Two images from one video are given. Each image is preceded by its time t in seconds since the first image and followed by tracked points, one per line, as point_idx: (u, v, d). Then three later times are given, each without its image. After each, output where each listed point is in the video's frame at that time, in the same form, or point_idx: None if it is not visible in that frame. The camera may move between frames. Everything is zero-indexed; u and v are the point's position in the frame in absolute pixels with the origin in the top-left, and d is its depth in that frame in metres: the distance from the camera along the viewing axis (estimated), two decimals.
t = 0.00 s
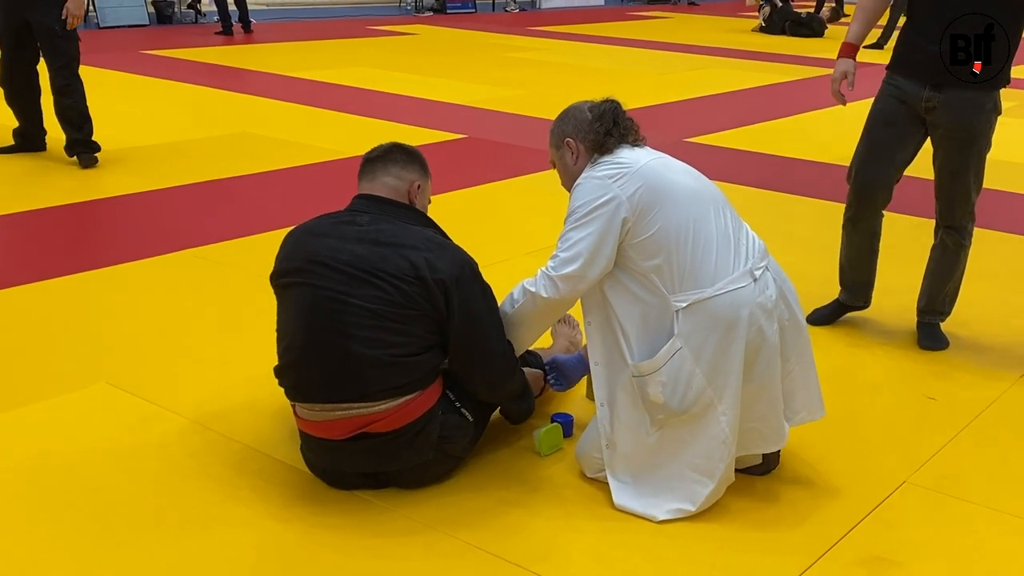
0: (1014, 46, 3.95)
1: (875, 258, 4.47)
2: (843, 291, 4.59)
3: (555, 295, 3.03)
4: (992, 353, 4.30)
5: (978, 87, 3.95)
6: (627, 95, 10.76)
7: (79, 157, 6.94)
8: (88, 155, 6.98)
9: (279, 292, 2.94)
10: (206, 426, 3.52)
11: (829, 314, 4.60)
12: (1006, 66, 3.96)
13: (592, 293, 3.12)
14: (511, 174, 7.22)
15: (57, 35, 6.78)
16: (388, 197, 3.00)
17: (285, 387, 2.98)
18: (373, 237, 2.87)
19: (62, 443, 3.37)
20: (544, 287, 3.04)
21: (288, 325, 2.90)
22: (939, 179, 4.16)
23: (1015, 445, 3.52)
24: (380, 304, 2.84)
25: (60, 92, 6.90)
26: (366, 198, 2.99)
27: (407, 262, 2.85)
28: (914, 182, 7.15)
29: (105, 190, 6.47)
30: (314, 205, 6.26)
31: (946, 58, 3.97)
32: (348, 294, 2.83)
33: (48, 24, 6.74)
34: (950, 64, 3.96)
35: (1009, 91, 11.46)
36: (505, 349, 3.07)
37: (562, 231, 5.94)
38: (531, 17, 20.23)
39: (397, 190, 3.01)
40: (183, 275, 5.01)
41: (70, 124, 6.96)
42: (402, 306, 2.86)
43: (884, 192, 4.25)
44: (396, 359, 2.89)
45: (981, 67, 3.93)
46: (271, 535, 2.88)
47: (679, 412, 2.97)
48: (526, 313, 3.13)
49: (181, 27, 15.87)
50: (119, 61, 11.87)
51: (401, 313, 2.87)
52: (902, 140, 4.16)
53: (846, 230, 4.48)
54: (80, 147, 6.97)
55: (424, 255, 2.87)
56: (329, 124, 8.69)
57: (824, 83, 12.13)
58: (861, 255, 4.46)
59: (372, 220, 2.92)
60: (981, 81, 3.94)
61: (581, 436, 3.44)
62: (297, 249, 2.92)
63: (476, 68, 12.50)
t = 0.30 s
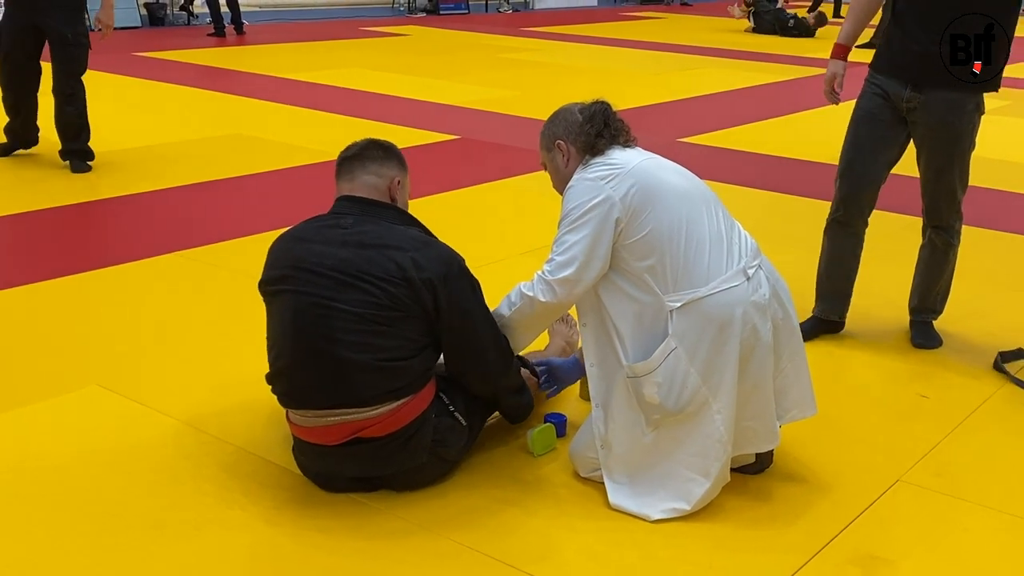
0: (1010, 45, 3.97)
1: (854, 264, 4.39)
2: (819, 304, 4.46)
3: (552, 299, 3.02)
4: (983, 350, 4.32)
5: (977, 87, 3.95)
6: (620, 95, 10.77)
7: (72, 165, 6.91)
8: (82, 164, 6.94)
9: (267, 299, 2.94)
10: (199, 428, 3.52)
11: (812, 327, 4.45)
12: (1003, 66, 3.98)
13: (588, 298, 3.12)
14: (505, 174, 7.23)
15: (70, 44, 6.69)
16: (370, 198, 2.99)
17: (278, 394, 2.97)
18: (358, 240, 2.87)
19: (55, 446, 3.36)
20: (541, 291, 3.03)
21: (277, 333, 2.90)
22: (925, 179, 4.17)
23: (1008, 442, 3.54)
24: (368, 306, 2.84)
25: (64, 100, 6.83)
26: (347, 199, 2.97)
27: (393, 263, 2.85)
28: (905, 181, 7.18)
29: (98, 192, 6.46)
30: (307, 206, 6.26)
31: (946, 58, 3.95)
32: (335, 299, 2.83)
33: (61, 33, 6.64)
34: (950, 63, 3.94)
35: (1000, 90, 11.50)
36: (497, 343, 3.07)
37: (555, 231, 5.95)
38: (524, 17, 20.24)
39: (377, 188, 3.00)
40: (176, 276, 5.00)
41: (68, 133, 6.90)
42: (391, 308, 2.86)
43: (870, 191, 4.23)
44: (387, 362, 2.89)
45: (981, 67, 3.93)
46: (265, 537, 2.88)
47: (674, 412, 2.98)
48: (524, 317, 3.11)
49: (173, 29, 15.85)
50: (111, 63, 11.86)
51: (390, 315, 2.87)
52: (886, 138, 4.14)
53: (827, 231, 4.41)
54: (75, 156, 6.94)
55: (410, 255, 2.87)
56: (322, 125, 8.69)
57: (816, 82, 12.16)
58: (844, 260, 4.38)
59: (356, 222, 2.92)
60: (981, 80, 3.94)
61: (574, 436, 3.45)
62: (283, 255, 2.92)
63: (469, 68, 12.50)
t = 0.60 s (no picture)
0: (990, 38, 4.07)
1: (841, 266, 4.35)
2: (811, 304, 4.44)
3: (546, 292, 3.00)
4: (976, 347, 4.33)
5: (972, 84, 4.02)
6: (612, 94, 10.77)
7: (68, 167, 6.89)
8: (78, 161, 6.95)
9: (254, 303, 2.91)
10: (191, 429, 3.51)
11: (806, 327, 4.44)
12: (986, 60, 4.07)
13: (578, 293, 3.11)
14: (497, 173, 7.23)
15: (82, 50, 6.58)
16: (361, 200, 2.98)
17: (266, 398, 2.96)
18: (346, 243, 2.84)
19: (47, 447, 3.35)
20: (534, 283, 3.01)
21: (265, 336, 2.88)
22: (890, 177, 4.14)
23: (1001, 439, 3.54)
24: (355, 312, 2.82)
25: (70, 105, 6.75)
26: (339, 202, 2.96)
27: (381, 267, 2.83)
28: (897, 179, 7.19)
29: (89, 193, 6.44)
30: (299, 206, 6.24)
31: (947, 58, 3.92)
32: (322, 305, 2.81)
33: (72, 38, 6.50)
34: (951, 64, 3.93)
35: (992, 89, 11.53)
36: (479, 353, 3.04)
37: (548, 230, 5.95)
38: (516, 16, 20.23)
39: (370, 191, 2.99)
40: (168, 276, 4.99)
41: (69, 134, 6.84)
42: (379, 313, 2.84)
43: (843, 194, 4.21)
44: (377, 366, 2.88)
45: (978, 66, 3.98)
46: (259, 539, 2.88)
47: (667, 409, 2.97)
48: (513, 308, 3.09)
49: (163, 29, 15.81)
50: (101, 63, 11.82)
51: (378, 320, 2.85)
52: (857, 137, 4.12)
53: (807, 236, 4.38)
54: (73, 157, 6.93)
55: (398, 259, 2.85)
56: (314, 125, 8.68)
57: (807, 80, 12.17)
58: (827, 264, 4.35)
59: (344, 225, 2.89)
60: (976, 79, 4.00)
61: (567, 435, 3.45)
62: (269, 258, 2.89)
63: (461, 68, 12.49)
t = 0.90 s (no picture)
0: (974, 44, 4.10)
1: (834, 266, 4.34)
2: (808, 305, 4.46)
3: (540, 289, 2.99)
4: (974, 345, 4.34)
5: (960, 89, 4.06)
6: (609, 92, 10.77)
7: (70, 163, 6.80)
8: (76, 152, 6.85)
9: (261, 303, 2.91)
10: (190, 430, 3.51)
11: (802, 326, 4.44)
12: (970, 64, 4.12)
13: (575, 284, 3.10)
14: (495, 173, 7.23)
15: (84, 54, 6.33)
16: (375, 207, 2.97)
17: (268, 399, 2.96)
18: (355, 249, 2.84)
19: (45, 448, 3.35)
20: (529, 281, 3.00)
21: (269, 337, 2.88)
22: (868, 173, 3.99)
23: (998, 436, 3.55)
24: (360, 318, 2.82)
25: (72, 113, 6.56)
26: (350, 207, 2.96)
27: (388, 275, 2.83)
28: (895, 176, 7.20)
29: (86, 194, 6.43)
30: (297, 206, 6.24)
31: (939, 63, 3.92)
32: (328, 308, 2.81)
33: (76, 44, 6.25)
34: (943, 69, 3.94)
35: (987, 86, 11.55)
36: (480, 362, 3.03)
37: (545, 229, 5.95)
38: (513, 15, 20.22)
39: (385, 201, 2.99)
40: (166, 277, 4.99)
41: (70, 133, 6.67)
42: (384, 320, 2.85)
43: (833, 192, 4.18)
44: (379, 370, 2.88)
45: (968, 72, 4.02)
46: (258, 539, 2.88)
47: (667, 407, 2.97)
48: (510, 310, 3.08)
49: (158, 30, 15.78)
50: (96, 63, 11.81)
51: (382, 326, 2.85)
52: (839, 135, 4.07)
53: (800, 237, 4.37)
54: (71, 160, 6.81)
55: (405, 268, 2.85)
56: (311, 125, 8.67)
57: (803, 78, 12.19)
58: (821, 264, 4.34)
59: (355, 230, 2.89)
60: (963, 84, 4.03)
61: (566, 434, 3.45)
62: (277, 259, 2.89)
63: (457, 66, 12.49)
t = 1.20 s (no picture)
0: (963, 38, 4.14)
1: (831, 267, 4.34)
2: (804, 304, 4.46)
3: (544, 295, 2.99)
4: (969, 344, 4.34)
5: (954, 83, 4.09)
6: (604, 92, 10.77)
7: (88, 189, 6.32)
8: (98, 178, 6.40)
9: (269, 302, 2.91)
10: (185, 431, 3.51)
11: (798, 325, 4.44)
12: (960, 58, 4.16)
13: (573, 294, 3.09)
14: (491, 172, 7.22)
15: (80, 50, 5.97)
16: (381, 205, 2.97)
17: (275, 398, 2.96)
18: (365, 248, 2.84)
19: (42, 450, 3.35)
20: (530, 287, 3.00)
21: (278, 337, 2.88)
22: (874, 178, 4.00)
23: (995, 435, 3.55)
24: (371, 317, 2.82)
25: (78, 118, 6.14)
26: (358, 205, 2.95)
27: (400, 274, 2.83)
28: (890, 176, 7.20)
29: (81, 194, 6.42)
30: (293, 206, 6.24)
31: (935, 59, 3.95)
32: (338, 308, 2.81)
33: (68, 38, 5.91)
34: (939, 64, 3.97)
35: (982, 85, 11.56)
36: (491, 360, 3.04)
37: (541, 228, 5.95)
38: (509, 15, 20.21)
39: (391, 201, 2.99)
40: (162, 277, 4.98)
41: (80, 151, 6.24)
42: (394, 319, 2.84)
43: (832, 190, 4.18)
44: (391, 369, 2.88)
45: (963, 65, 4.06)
46: (254, 540, 2.88)
47: (662, 407, 2.97)
48: (517, 317, 3.08)
49: (152, 31, 15.76)
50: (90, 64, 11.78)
51: (393, 325, 2.85)
52: (838, 139, 4.07)
53: (797, 237, 4.37)
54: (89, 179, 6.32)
55: (418, 266, 2.84)
56: (307, 125, 8.67)
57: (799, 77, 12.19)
58: (818, 264, 4.34)
59: (365, 229, 2.89)
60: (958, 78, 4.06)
61: (562, 434, 3.45)
62: (287, 258, 2.89)
63: (453, 66, 12.48)
